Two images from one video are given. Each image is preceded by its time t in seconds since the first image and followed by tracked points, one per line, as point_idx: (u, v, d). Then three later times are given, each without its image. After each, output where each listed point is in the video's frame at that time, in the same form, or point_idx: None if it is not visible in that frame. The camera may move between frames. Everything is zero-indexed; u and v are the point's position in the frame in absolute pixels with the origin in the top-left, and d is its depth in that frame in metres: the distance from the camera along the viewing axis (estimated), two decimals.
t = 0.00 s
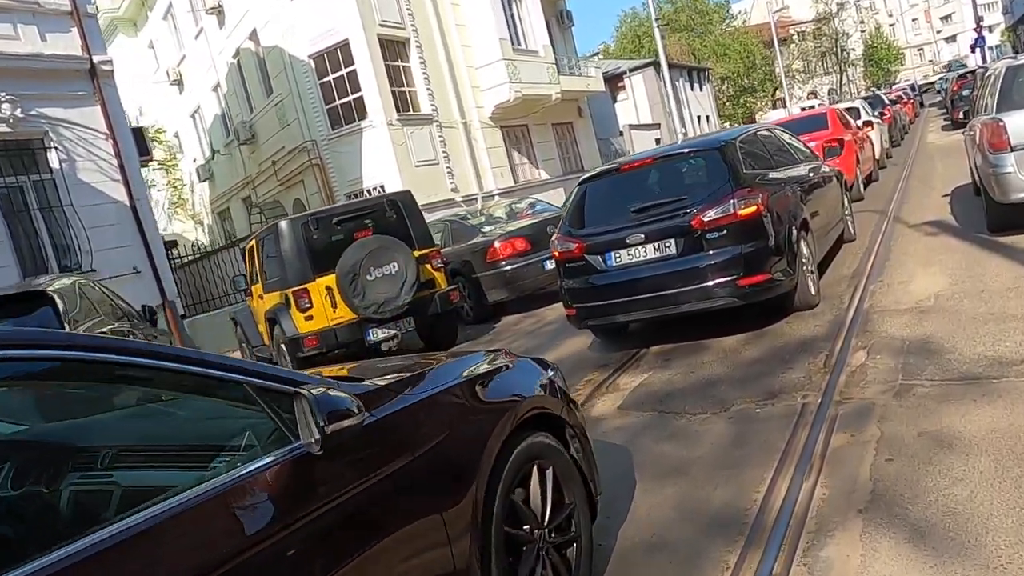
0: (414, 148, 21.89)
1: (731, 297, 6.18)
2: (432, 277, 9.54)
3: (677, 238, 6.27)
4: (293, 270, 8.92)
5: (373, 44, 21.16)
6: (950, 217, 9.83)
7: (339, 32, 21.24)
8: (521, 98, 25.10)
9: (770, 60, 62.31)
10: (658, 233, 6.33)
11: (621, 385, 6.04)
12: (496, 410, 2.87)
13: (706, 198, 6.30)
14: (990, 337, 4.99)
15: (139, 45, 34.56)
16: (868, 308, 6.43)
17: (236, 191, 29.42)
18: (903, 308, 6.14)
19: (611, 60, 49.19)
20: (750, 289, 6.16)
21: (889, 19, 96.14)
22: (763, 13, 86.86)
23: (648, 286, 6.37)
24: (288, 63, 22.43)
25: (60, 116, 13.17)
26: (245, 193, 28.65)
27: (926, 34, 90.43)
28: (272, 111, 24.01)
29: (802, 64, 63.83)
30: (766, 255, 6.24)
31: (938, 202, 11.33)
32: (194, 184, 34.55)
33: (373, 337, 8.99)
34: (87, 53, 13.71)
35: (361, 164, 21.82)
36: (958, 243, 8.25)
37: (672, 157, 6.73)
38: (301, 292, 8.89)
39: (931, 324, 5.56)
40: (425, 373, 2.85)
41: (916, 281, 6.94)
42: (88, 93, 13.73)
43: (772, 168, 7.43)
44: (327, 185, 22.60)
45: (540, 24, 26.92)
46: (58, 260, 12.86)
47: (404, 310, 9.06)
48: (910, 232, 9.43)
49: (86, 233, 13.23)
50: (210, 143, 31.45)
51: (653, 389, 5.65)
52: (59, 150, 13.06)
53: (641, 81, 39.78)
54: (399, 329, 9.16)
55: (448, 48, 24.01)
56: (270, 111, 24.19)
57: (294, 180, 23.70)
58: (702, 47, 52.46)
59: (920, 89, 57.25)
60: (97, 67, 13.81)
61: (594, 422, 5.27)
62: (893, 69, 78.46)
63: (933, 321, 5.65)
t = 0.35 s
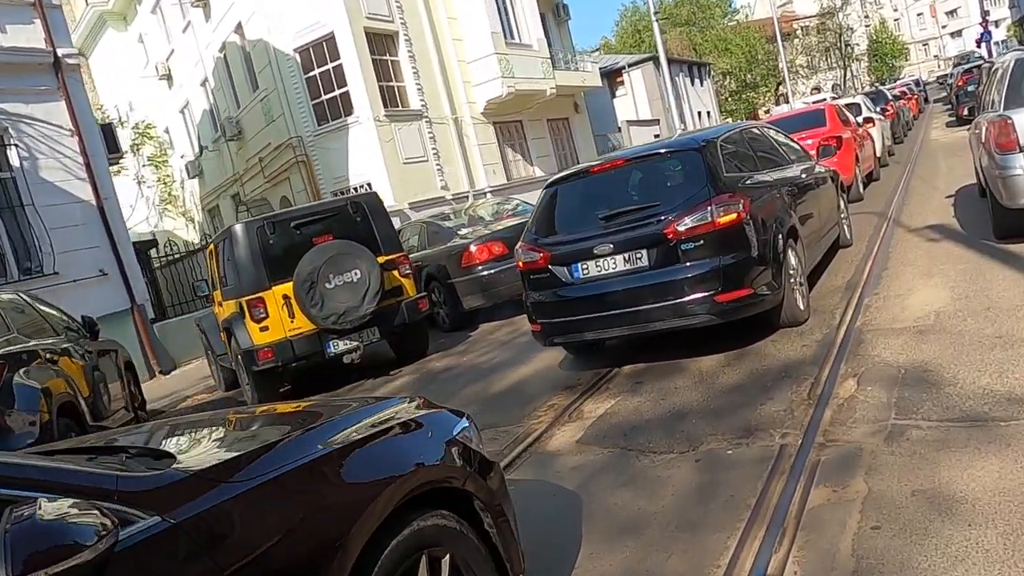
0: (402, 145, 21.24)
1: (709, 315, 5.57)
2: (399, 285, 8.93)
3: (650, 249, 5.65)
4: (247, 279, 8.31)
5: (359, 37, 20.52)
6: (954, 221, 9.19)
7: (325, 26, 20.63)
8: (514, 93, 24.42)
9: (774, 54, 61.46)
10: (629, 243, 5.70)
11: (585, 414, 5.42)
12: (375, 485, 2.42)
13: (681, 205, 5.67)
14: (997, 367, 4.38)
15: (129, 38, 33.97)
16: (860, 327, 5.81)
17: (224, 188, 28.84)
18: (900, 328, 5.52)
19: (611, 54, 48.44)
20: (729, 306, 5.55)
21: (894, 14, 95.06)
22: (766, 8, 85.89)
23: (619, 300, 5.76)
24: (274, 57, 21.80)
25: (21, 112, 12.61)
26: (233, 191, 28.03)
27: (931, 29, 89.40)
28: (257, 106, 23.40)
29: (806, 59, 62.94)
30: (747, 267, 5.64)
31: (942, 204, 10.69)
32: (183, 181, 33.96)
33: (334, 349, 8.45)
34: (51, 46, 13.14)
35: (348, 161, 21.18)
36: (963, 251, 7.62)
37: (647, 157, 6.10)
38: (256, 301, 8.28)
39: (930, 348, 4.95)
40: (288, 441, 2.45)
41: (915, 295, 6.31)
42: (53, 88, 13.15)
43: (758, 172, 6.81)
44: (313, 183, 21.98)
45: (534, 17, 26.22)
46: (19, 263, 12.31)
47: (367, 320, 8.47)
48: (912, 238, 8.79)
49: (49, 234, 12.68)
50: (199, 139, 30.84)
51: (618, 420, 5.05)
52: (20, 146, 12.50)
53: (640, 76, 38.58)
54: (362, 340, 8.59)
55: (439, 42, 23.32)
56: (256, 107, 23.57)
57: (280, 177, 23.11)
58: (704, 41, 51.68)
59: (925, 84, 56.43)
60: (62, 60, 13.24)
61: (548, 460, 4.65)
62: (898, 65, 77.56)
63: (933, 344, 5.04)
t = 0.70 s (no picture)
0: (391, 144, 20.62)
1: (681, 343, 4.99)
2: (363, 297, 8.40)
3: (616, 268, 5.06)
4: (196, 292, 7.75)
5: (346, 33, 19.93)
6: (958, 229, 8.59)
7: (311, 21, 20.07)
8: (507, 90, 23.77)
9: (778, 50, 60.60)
10: (593, 261, 5.12)
11: (541, 452, 4.86)
12: None
13: (650, 220, 5.08)
14: (1004, 412, 3.81)
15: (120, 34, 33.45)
16: (850, 353, 5.24)
17: (214, 186, 28.27)
18: (893, 357, 4.96)
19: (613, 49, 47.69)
20: (703, 331, 4.98)
21: (901, 10, 93.99)
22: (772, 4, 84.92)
23: (580, 323, 5.19)
24: (259, 53, 21.22)
25: None
26: (222, 190, 27.46)
27: (938, 26, 88.38)
28: (244, 103, 22.85)
29: (811, 56, 62.06)
30: (724, 287, 5.06)
31: (947, 210, 10.08)
32: (175, 179, 33.40)
33: (291, 367, 7.88)
34: (16, 42, 12.63)
35: (335, 160, 20.58)
36: (969, 264, 7.01)
37: (616, 165, 5.52)
38: (207, 316, 7.73)
39: (926, 384, 4.39)
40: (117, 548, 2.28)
41: (913, 316, 5.74)
42: (17, 85, 12.64)
43: (743, 179, 6.22)
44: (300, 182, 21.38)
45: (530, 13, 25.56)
46: None
47: (326, 334, 7.90)
48: (913, 248, 8.20)
49: (12, 237, 12.18)
50: (189, 136, 30.29)
51: (575, 462, 4.49)
52: None
53: (640, 72, 37.67)
54: (322, 356, 8.02)
55: (430, 37, 22.68)
56: (243, 104, 23.02)
57: (267, 176, 22.55)
58: (707, 38, 50.92)
59: (931, 82, 55.53)
60: (27, 56, 12.72)
61: (491, 513, 4.11)
62: (903, 61, 76.57)
63: (933, 378, 4.46)
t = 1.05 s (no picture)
0: (380, 141, 20.03)
1: (637, 377, 4.40)
2: (321, 307, 7.86)
3: (567, 289, 4.47)
4: (135, 304, 7.20)
5: (333, 27, 19.35)
6: (961, 238, 7.95)
7: (297, 15, 19.49)
8: (501, 86, 23.15)
9: (784, 45, 59.69)
10: (541, 282, 4.53)
11: (479, 499, 4.26)
12: None
13: (605, 235, 4.47)
14: (1005, 473, 3.21)
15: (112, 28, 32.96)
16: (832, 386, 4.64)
17: (204, 183, 27.73)
18: (881, 392, 4.35)
19: (615, 45, 46.96)
20: (664, 363, 4.39)
21: (909, 6, 92.84)
22: None
23: (527, 352, 4.62)
24: (245, 47, 20.65)
25: None
26: (212, 186, 26.91)
27: (947, 21, 87.22)
28: (231, 99, 22.29)
29: (817, 52, 61.13)
30: (688, 310, 4.46)
31: (950, 214, 9.45)
32: (167, 175, 32.85)
33: (238, 384, 7.32)
34: None
35: (321, 157, 20.00)
36: (970, 278, 6.39)
37: (572, 172, 4.89)
38: (147, 330, 7.19)
39: (917, 431, 3.77)
40: None
41: (905, 342, 5.12)
42: None
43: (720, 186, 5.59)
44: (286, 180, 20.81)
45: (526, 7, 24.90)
46: None
47: (276, 349, 7.33)
48: (911, 257, 7.56)
49: None
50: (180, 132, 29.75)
51: (513, 515, 3.90)
52: None
53: (642, 68, 36.95)
54: (272, 373, 7.45)
55: (421, 31, 22.05)
56: (230, 99, 22.47)
57: (254, 174, 22.01)
58: (711, 32, 50.09)
59: (939, 78, 54.60)
60: None
61: None
62: (911, 57, 75.50)
63: (923, 421, 3.86)
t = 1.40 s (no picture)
0: (370, 140, 19.46)
1: (588, 420, 3.82)
2: (274, 322, 7.28)
3: (508, 317, 3.89)
4: (67, 320, 6.61)
5: (321, 21, 18.77)
6: (967, 248, 7.32)
7: (284, 9, 18.91)
8: (497, 82, 22.53)
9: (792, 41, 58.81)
10: (479, 309, 3.95)
11: (402, 560, 3.69)
12: None
13: (551, 256, 3.87)
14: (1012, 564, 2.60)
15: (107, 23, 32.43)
16: (814, 428, 4.04)
17: (197, 181, 27.22)
18: (869, 440, 3.75)
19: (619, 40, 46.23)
20: (618, 404, 3.80)
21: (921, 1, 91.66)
22: None
23: (464, 387, 4.04)
24: (232, 42, 20.07)
25: None
26: (204, 185, 26.38)
27: (958, 17, 86.08)
28: (220, 95, 21.74)
29: (826, 47, 60.22)
30: (646, 342, 3.87)
31: (956, 221, 8.82)
32: (161, 173, 32.32)
33: (181, 406, 6.77)
34: None
35: (309, 156, 19.45)
36: (976, 296, 5.77)
37: (517, 182, 4.27)
38: (81, 346, 6.61)
39: (907, 494, 3.17)
40: None
41: (900, 375, 4.51)
42: None
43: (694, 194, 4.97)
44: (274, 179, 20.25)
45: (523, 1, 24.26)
46: None
47: (221, 368, 6.77)
48: (912, 270, 6.94)
49: None
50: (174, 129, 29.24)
51: None
52: None
53: (645, 63, 36.26)
54: (218, 393, 6.89)
55: (414, 25, 21.44)
56: (218, 96, 21.93)
57: (243, 173, 21.48)
58: (717, 27, 49.30)
59: (950, 75, 53.70)
60: None
61: None
62: (922, 52, 74.47)
63: (916, 481, 3.26)
